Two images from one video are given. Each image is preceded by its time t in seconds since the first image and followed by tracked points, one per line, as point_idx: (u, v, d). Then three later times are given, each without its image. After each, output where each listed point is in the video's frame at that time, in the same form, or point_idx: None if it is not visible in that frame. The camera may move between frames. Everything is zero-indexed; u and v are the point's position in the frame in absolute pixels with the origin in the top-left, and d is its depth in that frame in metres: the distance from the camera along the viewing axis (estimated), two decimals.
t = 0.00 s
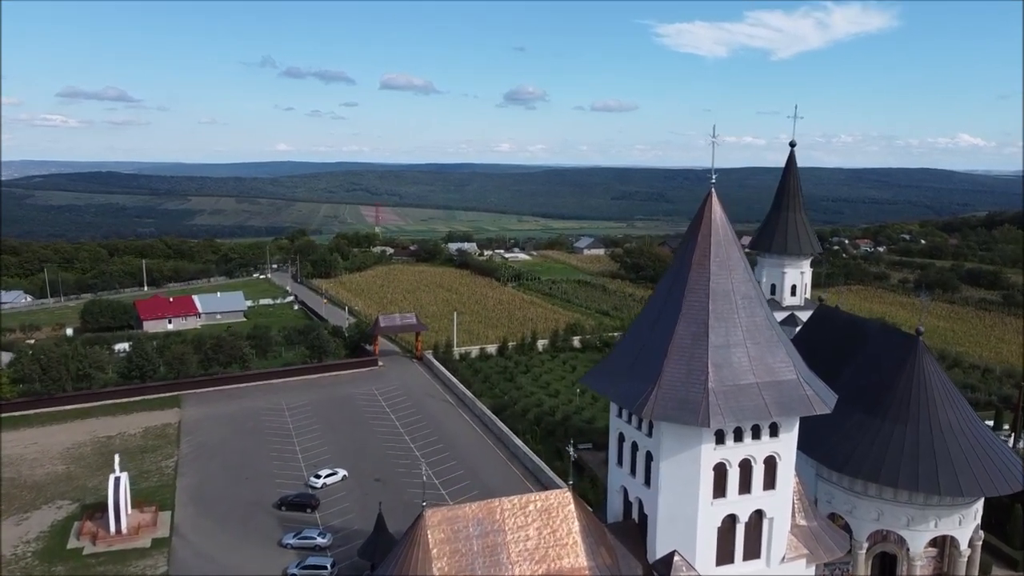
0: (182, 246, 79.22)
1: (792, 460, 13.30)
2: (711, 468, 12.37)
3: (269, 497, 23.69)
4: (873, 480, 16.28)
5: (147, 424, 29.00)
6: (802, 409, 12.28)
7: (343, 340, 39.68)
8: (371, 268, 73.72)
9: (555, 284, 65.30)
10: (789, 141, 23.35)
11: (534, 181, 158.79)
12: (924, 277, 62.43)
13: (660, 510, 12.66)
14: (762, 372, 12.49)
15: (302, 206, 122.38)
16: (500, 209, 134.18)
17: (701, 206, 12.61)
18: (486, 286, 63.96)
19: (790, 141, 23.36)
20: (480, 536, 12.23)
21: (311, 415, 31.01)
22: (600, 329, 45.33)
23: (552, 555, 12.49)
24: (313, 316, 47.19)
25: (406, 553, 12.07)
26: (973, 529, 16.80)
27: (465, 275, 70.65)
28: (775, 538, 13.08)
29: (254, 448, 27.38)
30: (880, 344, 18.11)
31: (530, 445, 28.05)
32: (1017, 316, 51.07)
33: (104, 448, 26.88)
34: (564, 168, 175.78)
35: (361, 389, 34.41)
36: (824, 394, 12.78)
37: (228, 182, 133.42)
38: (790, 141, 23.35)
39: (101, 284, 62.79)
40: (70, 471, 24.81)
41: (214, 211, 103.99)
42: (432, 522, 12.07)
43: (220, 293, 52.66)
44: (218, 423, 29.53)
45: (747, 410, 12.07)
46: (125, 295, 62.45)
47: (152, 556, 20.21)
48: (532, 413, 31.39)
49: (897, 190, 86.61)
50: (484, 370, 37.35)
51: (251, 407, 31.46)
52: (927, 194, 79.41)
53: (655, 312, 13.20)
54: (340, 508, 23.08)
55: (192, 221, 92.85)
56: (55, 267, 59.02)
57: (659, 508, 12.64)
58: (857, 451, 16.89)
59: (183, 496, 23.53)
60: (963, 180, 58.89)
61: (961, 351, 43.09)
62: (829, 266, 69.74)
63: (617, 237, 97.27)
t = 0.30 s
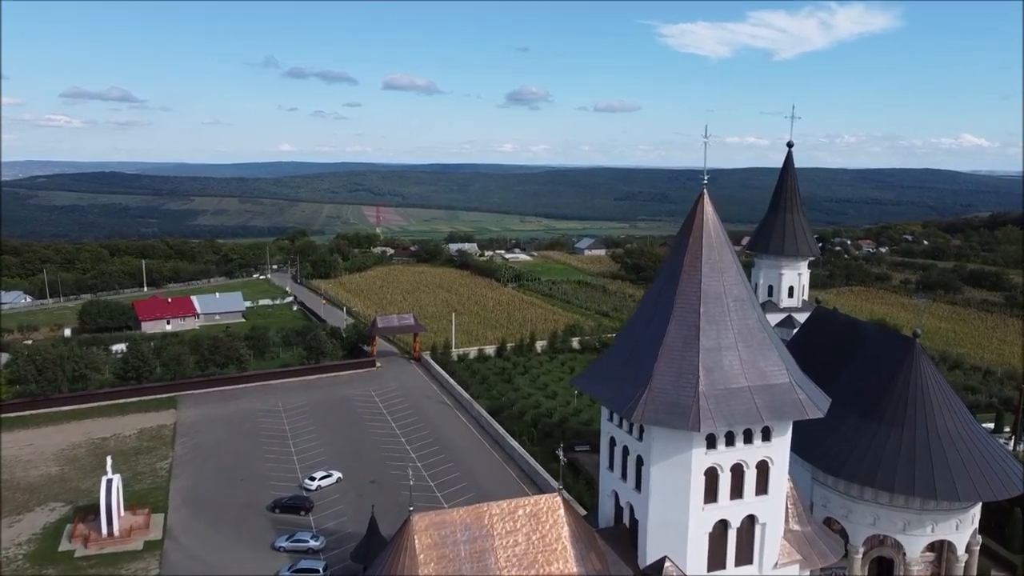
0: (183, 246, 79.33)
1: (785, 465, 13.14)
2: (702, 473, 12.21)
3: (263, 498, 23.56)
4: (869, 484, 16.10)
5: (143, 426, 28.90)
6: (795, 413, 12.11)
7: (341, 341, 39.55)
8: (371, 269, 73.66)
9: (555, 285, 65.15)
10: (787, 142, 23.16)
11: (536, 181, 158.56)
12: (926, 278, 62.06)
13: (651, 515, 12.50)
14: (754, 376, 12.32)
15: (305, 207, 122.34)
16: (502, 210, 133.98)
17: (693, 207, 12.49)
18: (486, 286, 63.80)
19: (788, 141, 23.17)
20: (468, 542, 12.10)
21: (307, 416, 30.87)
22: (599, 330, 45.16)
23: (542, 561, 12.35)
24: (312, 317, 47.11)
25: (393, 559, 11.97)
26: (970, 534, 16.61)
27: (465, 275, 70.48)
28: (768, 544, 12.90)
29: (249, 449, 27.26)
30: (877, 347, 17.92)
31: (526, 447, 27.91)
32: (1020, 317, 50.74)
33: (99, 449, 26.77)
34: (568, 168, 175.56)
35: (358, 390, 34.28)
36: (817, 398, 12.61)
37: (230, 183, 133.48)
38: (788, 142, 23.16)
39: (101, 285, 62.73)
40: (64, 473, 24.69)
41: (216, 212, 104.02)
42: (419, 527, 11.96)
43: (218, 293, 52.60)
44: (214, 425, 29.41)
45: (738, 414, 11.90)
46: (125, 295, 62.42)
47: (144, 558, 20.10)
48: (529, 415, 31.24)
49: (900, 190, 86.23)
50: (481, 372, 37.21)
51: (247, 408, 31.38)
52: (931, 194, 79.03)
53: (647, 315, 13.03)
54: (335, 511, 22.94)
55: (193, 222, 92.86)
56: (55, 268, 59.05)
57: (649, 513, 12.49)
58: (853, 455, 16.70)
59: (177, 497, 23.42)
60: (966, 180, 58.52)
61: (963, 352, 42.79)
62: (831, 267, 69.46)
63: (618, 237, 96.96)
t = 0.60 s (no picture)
0: (185, 246, 79.43)
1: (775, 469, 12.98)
2: (691, 477, 12.07)
3: (257, 500, 23.47)
4: (863, 488, 15.92)
5: (138, 426, 28.83)
6: (785, 417, 11.96)
7: (338, 342, 39.42)
8: (372, 269, 73.58)
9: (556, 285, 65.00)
10: (784, 142, 22.98)
11: (539, 181, 158.30)
12: (927, 279, 61.70)
13: (639, 520, 12.35)
14: (744, 379, 12.16)
15: (309, 207, 122.37)
16: (506, 211, 133.63)
17: (682, 209, 12.36)
18: (485, 287, 63.61)
19: (785, 142, 22.97)
20: (453, 546, 11.97)
21: (303, 417, 30.76)
22: (598, 332, 45.00)
23: (528, 566, 12.21)
24: (311, 318, 47.03)
25: (377, 564, 11.86)
26: (967, 538, 16.42)
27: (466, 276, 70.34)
28: (758, 549, 12.75)
29: (244, 451, 27.17)
30: (873, 349, 17.74)
31: (522, 449, 27.78)
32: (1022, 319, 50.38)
33: (93, 450, 26.68)
34: (571, 168, 175.32)
35: (355, 391, 34.16)
36: (808, 401, 12.46)
37: (233, 183, 133.56)
38: (785, 142, 22.97)
39: (101, 284, 62.73)
40: (57, 474, 24.59)
41: (220, 212, 104.24)
42: (404, 531, 11.84)
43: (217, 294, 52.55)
44: (209, 426, 29.32)
45: (727, 418, 11.74)
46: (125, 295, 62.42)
47: (135, 561, 20.00)
48: (526, 417, 31.10)
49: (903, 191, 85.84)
50: (479, 373, 37.09)
51: (243, 409, 31.31)
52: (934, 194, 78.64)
53: (636, 317, 12.89)
54: (328, 513, 22.83)
55: (196, 221, 92.88)
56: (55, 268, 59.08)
57: (637, 518, 12.34)
58: (847, 458, 16.53)
59: (170, 499, 23.34)
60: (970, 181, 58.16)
61: (964, 354, 42.51)
62: (833, 268, 69.19)
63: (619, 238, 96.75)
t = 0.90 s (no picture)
0: (185, 246, 79.53)
1: (761, 472, 12.85)
2: (675, 481, 11.94)
3: (246, 502, 23.37)
4: (853, 491, 15.78)
5: (130, 428, 28.71)
6: (770, 421, 11.82)
7: (333, 342, 39.31)
8: (370, 270, 73.54)
9: (554, 286, 64.94)
10: (777, 142, 22.82)
11: (540, 181, 158.15)
12: (926, 280, 61.53)
13: (623, 524, 12.21)
14: (729, 382, 12.01)
15: (311, 207, 122.41)
16: (507, 211, 133.42)
17: (667, 210, 12.24)
18: (483, 287, 63.51)
19: (777, 142, 22.83)
20: (435, 551, 11.85)
21: (296, 419, 30.64)
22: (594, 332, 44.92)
23: (510, 571, 12.09)
24: (307, 319, 46.98)
25: (357, 569, 11.73)
26: (957, 541, 16.28)
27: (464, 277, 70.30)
28: (743, 554, 12.61)
29: (235, 452, 27.07)
30: (864, 351, 17.58)
31: (515, 451, 27.68)
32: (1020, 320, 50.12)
33: (83, 452, 26.53)
34: (573, 169, 175.23)
35: (349, 392, 34.04)
36: (794, 404, 12.33)
37: (234, 183, 133.61)
38: (778, 142, 22.81)
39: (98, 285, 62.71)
40: (48, 475, 24.45)
41: (223, 212, 104.38)
42: (385, 535, 11.72)
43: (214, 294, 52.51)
44: (201, 427, 29.22)
45: (712, 421, 11.59)
46: (123, 296, 62.36)
47: (122, 563, 19.86)
48: (520, 418, 31.01)
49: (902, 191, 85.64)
50: (474, 374, 37.00)
51: (235, 410, 31.20)
52: (934, 195, 78.44)
53: (619, 319, 12.76)
54: (318, 515, 22.74)
55: (195, 222, 92.82)
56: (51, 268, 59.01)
57: (621, 522, 12.21)
58: (836, 461, 16.41)
59: (159, 501, 23.22)
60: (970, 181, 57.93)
61: (962, 356, 42.35)
62: (832, 269, 69.12)
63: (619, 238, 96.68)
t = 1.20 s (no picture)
0: (183, 246, 79.45)
1: (745, 476, 12.74)
2: (657, 485, 11.83)
3: (236, 504, 23.26)
4: (841, 494, 15.67)
5: (122, 429, 28.57)
6: (753, 424, 11.70)
7: (328, 343, 39.22)
8: (367, 270, 73.42)
9: (551, 286, 64.82)
10: (769, 142, 22.70)
11: (541, 181, 157.95)
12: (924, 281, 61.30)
13: (605, 528, 12.10)
14: (712, 385, 11.91)
15: (311, 207, 122.23)
16: (507, 212, 133.20)
17: (650, 211, 12.15)
18: (480, 288, 63.30)
19: (769, 142, 22.70)
20: (414, 555, 11.75)
21: (288, 420, 30.54)
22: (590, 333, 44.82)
23: None
24: (302, 320, 46.92)
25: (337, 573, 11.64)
26: (946, 545, 16.16)
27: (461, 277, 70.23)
28: (727, 558, 12.51)
29: (226, 453, 26.98)
30: (854, 353, 17.44)
31: (507, 452, 27.60)
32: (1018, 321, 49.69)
33: (74, 452, 26.37)
34: (574, 169, 174.95)
35: (342, 394, 33.94)
36: (778, 407, 12.24)
37: (234, 184, 133.57)
38: (769, 143, 22.69)
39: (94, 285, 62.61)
40: (37, 476, 24.29)
41: (223, 212, 104.34)
42: (364, 540, 11.61)
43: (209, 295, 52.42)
44: (193, 428, 29.12)
45: (694, 424, 11.48)
46: (119, 296, 62.25)
47: (108, 565, 19.72)
48: (513, 419, 30.93)
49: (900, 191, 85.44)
50: (468, 375, 36.93)
51: (227, 411, 31.07)
52: (934, 195, 78.20)
53: (603, 322, 12.65)
54: (307, 517, 22.67)
55: (193, 222, 92.66)
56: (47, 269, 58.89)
57: (603, 526, 12.10)
58: (824, 464, 16.30)
59: (148, 502, 23.13)
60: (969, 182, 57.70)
61: (960, 357, 42.14)
62: (830, 269, 68.97)
63: (618, 239, 96.52)
